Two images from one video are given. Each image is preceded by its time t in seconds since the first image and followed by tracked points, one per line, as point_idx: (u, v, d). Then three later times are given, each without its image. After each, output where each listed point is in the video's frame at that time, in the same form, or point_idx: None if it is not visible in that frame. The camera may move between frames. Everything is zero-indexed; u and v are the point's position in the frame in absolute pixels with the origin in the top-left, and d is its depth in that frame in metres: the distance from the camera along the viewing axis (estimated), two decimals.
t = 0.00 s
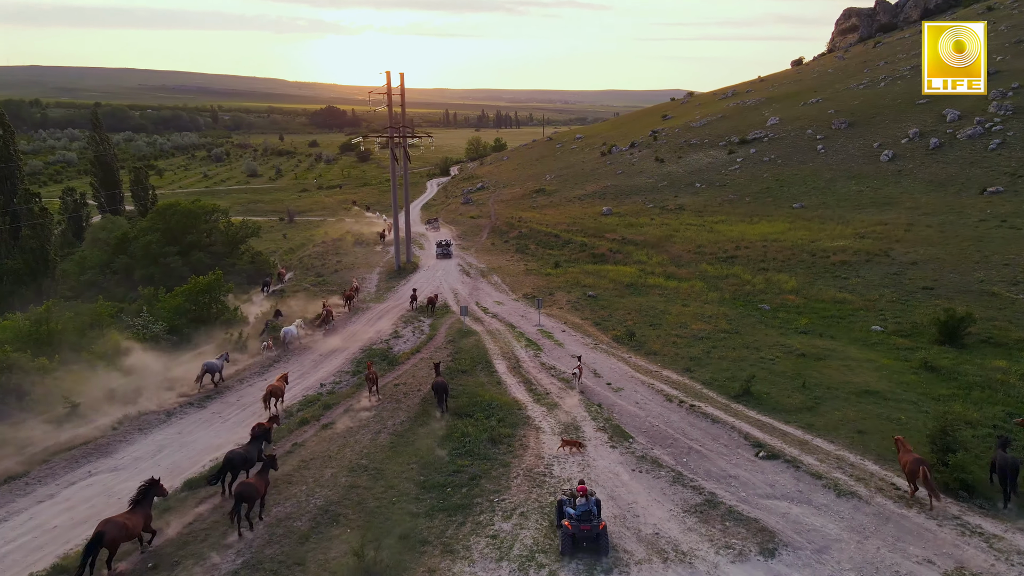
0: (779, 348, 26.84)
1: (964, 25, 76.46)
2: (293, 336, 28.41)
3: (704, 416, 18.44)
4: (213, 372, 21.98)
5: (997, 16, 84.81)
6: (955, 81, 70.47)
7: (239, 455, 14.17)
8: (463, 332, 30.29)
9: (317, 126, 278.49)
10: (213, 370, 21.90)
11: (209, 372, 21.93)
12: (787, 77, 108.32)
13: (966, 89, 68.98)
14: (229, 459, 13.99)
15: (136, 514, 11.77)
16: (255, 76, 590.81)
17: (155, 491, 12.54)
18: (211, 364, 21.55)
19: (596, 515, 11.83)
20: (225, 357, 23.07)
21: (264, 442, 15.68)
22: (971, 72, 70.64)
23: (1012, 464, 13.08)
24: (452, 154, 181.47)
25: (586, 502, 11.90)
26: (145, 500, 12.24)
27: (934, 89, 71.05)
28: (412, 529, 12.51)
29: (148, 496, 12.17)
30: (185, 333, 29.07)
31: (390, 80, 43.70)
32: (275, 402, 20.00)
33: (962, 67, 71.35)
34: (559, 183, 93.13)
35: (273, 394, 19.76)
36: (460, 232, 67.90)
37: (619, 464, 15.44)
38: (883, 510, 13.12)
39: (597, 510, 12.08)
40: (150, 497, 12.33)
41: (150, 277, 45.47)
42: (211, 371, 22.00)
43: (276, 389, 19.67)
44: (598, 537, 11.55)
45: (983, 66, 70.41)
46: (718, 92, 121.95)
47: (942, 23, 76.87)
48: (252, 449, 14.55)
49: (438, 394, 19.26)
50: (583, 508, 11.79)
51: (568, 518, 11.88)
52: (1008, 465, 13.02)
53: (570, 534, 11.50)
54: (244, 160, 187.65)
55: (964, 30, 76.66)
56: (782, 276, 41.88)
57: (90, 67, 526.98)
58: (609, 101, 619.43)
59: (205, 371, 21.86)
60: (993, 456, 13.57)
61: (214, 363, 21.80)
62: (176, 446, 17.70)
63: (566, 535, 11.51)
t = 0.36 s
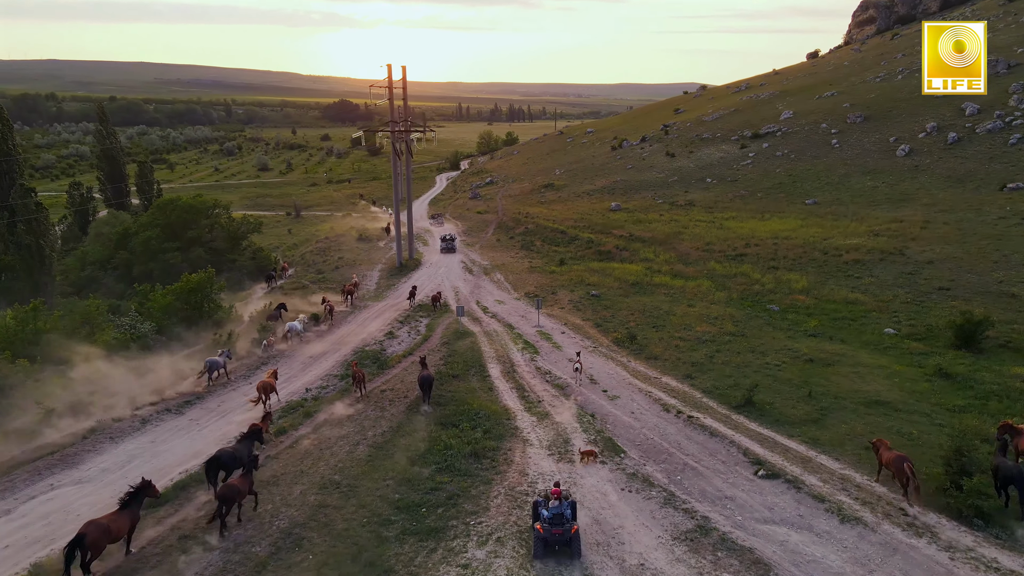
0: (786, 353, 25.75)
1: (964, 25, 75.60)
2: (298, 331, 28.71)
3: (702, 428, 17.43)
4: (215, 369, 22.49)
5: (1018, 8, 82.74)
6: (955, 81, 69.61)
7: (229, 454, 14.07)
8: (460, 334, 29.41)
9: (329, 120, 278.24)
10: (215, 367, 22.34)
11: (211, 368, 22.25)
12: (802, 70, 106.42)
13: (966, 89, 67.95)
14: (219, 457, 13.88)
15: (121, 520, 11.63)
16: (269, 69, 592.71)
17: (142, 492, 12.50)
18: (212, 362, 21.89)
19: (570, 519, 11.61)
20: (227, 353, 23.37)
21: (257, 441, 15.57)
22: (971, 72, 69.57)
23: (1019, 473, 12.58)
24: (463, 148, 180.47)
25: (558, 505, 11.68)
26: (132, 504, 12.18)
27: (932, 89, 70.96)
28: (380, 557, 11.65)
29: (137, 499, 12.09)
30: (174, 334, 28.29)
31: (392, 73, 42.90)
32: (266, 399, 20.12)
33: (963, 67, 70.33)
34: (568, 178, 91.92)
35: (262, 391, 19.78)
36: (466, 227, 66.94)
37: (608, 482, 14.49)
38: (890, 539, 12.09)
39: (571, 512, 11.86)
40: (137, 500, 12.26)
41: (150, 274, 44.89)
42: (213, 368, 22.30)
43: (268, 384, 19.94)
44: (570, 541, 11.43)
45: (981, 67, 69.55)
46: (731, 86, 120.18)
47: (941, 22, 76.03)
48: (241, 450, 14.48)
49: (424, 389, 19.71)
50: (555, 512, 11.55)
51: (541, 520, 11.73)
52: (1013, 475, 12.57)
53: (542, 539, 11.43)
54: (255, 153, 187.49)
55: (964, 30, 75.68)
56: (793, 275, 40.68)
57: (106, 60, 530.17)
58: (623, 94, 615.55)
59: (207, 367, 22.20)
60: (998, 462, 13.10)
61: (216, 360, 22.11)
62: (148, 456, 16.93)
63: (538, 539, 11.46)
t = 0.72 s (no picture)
0: (791, 359, 24.65)
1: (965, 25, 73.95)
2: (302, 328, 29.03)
3: (696, 441, 16.43)
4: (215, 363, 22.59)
5: None
6: (955, 82, 68.60)
7: (219, 451, 14.07)
8: (454, 334, 28.54)
9: (342, 113, 277.94)
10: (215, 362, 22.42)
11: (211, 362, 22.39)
12: (818, 62, 104.39)
13: (966, 89, 67.00)
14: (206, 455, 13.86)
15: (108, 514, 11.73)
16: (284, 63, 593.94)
17: (131, 489, 12.66)
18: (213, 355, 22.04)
19: (539, 518, 11.74)
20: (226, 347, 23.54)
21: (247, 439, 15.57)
22: (971, 72, 68.68)
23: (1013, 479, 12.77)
24: (474, 142, 179.47)
25: (527, 503, 11.82)
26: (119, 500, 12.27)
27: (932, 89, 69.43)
28: None
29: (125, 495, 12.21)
30: (161, 332, 27.52)
31: (393, 66, 42.10)
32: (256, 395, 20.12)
33: (962, 67, 69.38)
34: (578, 172, 90.73)
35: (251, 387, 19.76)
36: (472, 223, 65.92)
37: (590, 502, 13.58)
38: (890, 571, 11.13)
39: (540, 510, 12.00)
40: (124, 497, 12.33)
41: (148, 270, 44.31)
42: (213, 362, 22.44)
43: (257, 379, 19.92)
44: (539, 539, 11.59)
45: (981, 67, 68.69)
46: (745, 79, 118.39)
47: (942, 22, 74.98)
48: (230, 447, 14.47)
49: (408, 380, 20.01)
50: (524, 510, 11.70)
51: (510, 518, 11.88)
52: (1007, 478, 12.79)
53: (511, 537, 11.61)
54: (267, 147, 187.34)
55: (965, 31, 73.92)
56: (803, 273, 39.50)
57: (123, 54, 533.40)
58: (638, 87, 611.21)
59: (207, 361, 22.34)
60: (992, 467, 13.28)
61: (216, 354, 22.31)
62: (115, 464, 16.21)
63: (507, 536, 11.64)
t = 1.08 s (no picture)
0: (797, 366, 23.52)
1: (965, 25, 73.79)
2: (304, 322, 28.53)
3: (688, 458, 15.43)
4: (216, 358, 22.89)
5: None
6: (955, 81, 67.00)
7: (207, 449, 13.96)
8: (448, 336, 27.64)
9: (357, 106, 277.54)
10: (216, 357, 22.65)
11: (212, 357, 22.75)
12: (837, 55, 102.14)
13: (966, 89, 65.46)
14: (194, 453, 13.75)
15: (94, 512, 11.65)
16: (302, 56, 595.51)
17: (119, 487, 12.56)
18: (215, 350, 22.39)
19: (509, 516, 11.84)
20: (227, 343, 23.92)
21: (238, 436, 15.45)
22: (971, 72, 67.08)
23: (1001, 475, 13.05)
24: (488, 136, 178.13)
25: (496, 502, 11.96)
26: (106, 497, 12.19)
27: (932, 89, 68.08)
28: None
29: (113, 493, 12.13)
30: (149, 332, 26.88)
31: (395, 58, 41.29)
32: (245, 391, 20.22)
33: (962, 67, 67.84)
34: (589, 167, 89.45)
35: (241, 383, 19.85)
36: (479, 218, 65.06)
37: (568, 527, 12.63)
38: None
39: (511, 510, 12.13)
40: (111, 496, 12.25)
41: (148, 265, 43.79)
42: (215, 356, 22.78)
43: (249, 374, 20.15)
44: (509, 537, 11.66)
45: (981, 67, 67.13)
46: (761, 72, 116.26)
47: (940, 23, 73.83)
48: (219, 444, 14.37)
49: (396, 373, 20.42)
50: (494, 508, 11.84)
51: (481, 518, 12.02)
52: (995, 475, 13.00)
53: (481, 535, 11.71)
54: (281, 140, 187.27)
55: (965, 31, 73.31)
56: (815, 273, 38.20)
57: (142, 48, 536.99)
58: (655, 81, 606.33)
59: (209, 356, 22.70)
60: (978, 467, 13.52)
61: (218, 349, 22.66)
62: (77, 476, 15.50)
63: (477, 536, 11.75)
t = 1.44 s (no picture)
0: (801, 373, 22.40)
1: (965, 26, 73.11)
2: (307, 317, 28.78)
3: (676, 477, 14.45)
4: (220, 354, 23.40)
5: None
6: (954, 81, 66.02)
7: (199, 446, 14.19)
8: (440, 339, 26.77)
9: (372, 100, 277.24)
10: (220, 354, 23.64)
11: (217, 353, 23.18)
12: (856, 48, 100.00)
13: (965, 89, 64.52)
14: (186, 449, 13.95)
15: (80, 508, 11.75)
16: (318, 51, 596.53)
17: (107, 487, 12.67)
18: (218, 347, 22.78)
19: (481, 514, 11.93)
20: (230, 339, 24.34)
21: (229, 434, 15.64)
22: (971, 72, 66.16)
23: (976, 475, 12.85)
24: (502, 130, 177.08)
25: (468, 501, 12.06)
26: (93, 495, 12.29)
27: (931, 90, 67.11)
28: None
29: (99, 491, 12.23)
30: (135, 331, 26.23)
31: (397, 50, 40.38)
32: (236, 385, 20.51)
33: (962, 67, 66.89)
34: (600, 162, 88.26)
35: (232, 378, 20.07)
36: (486, 214, 64.14)
37: (541, 555, 11.74)
38: None
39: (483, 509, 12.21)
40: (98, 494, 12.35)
41: (148, 260, 43.33)
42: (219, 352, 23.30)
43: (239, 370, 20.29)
44: (481, 534, 11.64)
45: (982, 67, 66.19)
46: (778, 66, 114.38)
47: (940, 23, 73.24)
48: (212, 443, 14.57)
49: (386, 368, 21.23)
50: (466, 506, 11.94)
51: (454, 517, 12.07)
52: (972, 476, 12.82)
53: (454, 531, 11.71)
54: (295, 134, 187.15)
55: (965, 31, 72.97)
56: (826, 273, 36.99)
57: (161, 42, 540.81)
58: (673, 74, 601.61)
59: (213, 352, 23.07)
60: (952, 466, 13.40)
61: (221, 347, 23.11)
62: (32, 490, 14.78)
63: (449, 532, 11.74)
